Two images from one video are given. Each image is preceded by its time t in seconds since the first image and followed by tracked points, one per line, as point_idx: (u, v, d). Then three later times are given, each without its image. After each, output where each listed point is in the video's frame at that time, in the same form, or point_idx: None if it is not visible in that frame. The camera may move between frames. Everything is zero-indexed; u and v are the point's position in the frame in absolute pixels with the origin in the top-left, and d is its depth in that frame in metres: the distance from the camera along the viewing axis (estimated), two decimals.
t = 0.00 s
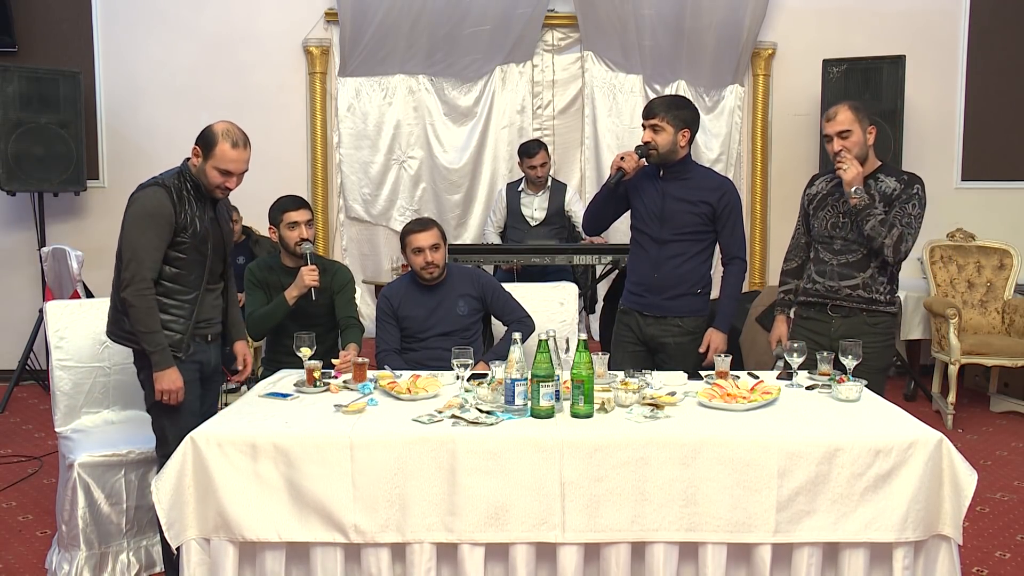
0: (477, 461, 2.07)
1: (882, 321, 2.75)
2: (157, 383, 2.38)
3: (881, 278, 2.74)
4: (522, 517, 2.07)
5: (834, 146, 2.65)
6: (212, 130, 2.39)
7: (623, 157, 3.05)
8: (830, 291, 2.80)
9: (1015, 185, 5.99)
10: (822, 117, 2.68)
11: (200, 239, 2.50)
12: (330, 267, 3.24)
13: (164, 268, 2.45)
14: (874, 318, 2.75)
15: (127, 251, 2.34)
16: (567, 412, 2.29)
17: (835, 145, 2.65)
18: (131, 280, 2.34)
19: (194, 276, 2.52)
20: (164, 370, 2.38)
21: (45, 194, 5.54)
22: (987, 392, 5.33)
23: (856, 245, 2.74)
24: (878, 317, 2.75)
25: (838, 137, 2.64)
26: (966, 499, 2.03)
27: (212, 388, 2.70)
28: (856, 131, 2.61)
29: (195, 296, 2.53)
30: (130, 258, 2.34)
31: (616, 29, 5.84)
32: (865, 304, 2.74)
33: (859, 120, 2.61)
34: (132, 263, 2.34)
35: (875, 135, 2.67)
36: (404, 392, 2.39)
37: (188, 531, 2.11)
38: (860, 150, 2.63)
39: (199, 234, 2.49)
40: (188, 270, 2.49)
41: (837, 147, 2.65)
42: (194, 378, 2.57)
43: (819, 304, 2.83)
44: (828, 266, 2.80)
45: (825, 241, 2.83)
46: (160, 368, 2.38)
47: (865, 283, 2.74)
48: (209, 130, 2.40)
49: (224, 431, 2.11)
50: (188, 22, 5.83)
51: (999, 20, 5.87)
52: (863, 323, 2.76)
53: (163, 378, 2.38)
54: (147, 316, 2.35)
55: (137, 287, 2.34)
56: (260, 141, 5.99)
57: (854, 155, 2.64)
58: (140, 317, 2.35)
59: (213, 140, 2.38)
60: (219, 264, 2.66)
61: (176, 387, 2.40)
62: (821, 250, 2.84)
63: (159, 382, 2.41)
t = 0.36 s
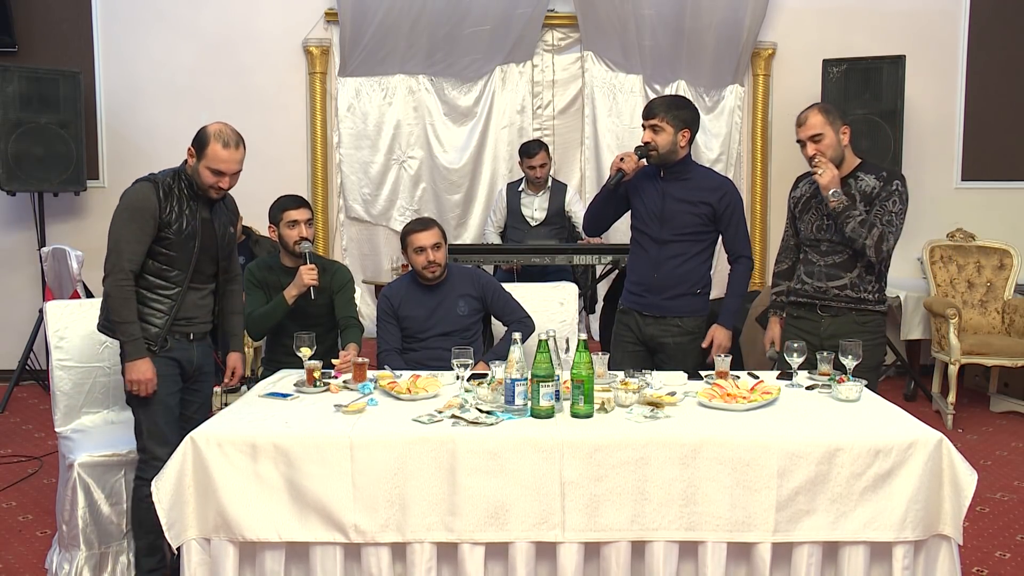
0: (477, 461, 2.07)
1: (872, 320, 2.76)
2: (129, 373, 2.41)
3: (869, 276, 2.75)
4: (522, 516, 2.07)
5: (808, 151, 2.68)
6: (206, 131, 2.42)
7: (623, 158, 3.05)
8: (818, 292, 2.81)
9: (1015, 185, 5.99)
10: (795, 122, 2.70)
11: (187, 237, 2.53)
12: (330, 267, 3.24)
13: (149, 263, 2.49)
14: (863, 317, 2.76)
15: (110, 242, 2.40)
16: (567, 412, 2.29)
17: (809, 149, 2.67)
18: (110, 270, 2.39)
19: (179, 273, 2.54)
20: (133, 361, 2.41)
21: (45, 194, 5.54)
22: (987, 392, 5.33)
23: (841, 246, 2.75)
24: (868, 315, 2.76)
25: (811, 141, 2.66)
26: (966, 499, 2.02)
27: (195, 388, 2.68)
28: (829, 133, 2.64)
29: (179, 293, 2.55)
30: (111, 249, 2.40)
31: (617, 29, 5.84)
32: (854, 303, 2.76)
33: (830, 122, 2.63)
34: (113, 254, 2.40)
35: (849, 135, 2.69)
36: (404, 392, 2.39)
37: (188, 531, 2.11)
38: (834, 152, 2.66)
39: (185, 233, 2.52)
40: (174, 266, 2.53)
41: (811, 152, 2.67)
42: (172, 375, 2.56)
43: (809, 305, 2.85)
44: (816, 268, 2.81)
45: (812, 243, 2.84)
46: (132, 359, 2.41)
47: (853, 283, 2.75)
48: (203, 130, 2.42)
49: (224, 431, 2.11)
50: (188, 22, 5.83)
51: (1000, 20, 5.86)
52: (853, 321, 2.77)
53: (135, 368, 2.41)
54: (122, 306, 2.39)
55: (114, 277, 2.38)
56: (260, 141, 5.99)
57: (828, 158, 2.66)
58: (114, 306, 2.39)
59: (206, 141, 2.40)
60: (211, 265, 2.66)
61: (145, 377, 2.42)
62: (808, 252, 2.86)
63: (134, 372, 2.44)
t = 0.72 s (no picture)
0: (477, 461, 2.07)
1: (857, 319, 2.80)
2: (128, 371, 2.41)
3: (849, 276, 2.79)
4: (523, 516, 2.07)
5: (771, 158, 2.74)
6: (184, 125, 2.43)
7: (622, 164, 3.04)
8: (802, 296, 2.84)
9: (1015, 184, 5.99)
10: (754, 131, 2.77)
11: (170, 234, 2.51)
12: (329, 267, 3.24)
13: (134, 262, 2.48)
14: (847, 317, 2.80)
15: (92, 243, 2.39)
16: (567, 412, 2.29)
17: (771, 157, 2.73)
18: (94, 271, 2.38)
19: (165, 271, 2.52)
20: (131, 358, 2.41)
21: (45, 193, 5.54)
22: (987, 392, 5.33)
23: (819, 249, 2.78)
24: (853, 314, 2.80)
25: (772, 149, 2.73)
26: (966, 500, 2.03)
27: (186, 391, 2.67)
28: (788, 138, 2.70)
29: (164, 291, 2.53)
30: (94, 250, 2.39)
31: (617, 29, 5.84)
32: (837, 304, 2.80)
33: (788, 129, 2.70)
34: (96, 255, 2.38)
35: (809, 139, 2.74)
36: (404, 392, 2.39)
37: (188, 531, 2.11)
38: (795, 158, 2.71)
39: (168, 230, 2.50)
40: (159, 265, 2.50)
41: (773, 160, 2.73)
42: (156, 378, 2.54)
43: (794, 308, 2.88)
44: (797, 272, 2.85)
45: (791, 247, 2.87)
46: (130, 356, 2.40)
47: (834, 284, 2.79)
48: (181, 125, 2.44)
49: (225, 431, 2.11)
50: (188, 22, 5.83)
51: (999, 20, 5.87)
52: (839, 322, 2.81)
53: (131, 366, 2.41)
54: (110, 305, 2.38)
55: (99, 278, 2.37)
56: (260, 141, 5.99)
57: (791, 164, 2.72)
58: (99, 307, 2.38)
59: (185, 135, 2.41)
60: (197, 263, 2.63)
61: (145, 374, 2.42)
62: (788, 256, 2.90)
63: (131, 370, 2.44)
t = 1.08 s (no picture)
0: (477, 461, 2.06)
1: (840, 320, 2.85)
2: (86, 374, 2.37)
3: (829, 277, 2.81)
4: (523, 516, 2.07)
5: (744, 162, 2.78)
6: (163, 125, 2.40)
7: (622, 162, 3.10)
8: (784, 302, 2.90)
9: (1015, 184, 5.99)
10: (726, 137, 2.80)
11: (138, 234, 2.47)
12: (330, 267, 3.24)
13: (102, 264, 2.46)
14: (830, 318, 2.85)
15: (57, 244, 2.38)
16: (567, 412, 2.29)
17: (744, 162, 2.77)
18: (58, 273, 2.36)
19: (134, 273, 2.48)
20: (89, 361, 2.37)
21: (45, 194, 5.54)
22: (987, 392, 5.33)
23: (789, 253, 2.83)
24: (835, 316, 2.85)
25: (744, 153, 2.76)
26: (966, 499, 2.03)
27: (166, 394, 2.64)
28: (759, 142, 2.73)
29: (130, 294, 2.49)
30: (58, 251, 2.37)
31: (617, 29, 5.84)
32: (819, 307, 2.84)
33: (759, 133, 2.72)
34: (60, 256, 2.37)
35: (781, 140, 2.78)
36: (404, 392, 2.39)
37: (188, 530, 2.11)
38: (766, 161, 2.75)
39: (134, 230, 2.46)
40: (127, 266, 2.47)
41: (745, 164, 2.77)
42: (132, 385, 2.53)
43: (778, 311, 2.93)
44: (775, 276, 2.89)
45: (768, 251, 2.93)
46: (89, 359, 2.37)
47: (813, 287, 2.82)
48: (161, 123, 2.41)
49: (225, 431, 2.11)
50: (188, 22, 5.83)
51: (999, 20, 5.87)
52: (823, 324, 2.86)
53: (90, 369, 2.37)
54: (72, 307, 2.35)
55: (62, 279, 2.35)
56: (260, 141, 5.99)
57: (763, 166, 2.76)
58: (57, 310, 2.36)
59: (167, 135, 2.39)
60: (168, 264, 2.57)
61: (102, 378, 2.38)
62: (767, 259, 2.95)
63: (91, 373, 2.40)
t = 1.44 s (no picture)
0: (477, 461, 2.07)
1: (832, 322, 2.86)
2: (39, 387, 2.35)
3: (816, 281, 2.84)
4: (523, 516, 2.07)
5: (727, 169, 2.79)
6: (143, 120, 2.40)
7: (622, 160, 3.10)
8: (774, 306, 2.94)
9: (1015, 184, 5.99)
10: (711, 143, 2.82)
11: (118, 237, 2.46)
12: (330, 267, 3.24)
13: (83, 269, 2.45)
14: (822, 321, 2.86)
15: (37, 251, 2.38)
16: (567, 412, 2.29)
17: (728, 169, 2.78)
18: (37, 280, 2.37)
19: (117, 276, 2.47)
20: (42, 377, 2.35)
21: (45, 194, 5.54)
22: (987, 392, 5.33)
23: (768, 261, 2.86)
24: (827, 318, 2.86)
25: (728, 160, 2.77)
26: (966, 499, 2.03)
27: (161, 397, 2.63)
28: (740, 149, 2.74)
29: (115, 297, 2.47)
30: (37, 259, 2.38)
31: (617, 29, 5.84)
32: (809, 310, 2.86)
33: (742, 141, 2.73)
34: (39, 264, 2.37)
35: (765, 149, 2.78)
36: (404, 392, 2.39)
37: (188, 530, 2.11)
38: (749, 169, 2.75)
39: (114, 233, 2.45)
40: (110, 269, 2.46)
41: (728, 171, 2.78)
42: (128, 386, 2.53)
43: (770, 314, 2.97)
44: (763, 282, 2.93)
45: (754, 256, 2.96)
46: (46, 371, 2.35)
47: (802, 292, 2.85)
48: (140, 119, 2.40)
49: (225, 431, 2.11)
50: (188, 22, 5.83)
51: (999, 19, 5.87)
52: (815, 327, 2.88)
53: (46, 382, 2.35)
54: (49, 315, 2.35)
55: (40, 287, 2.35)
56: (260, 141, 5.99)
57: (745, 175, 2.77)
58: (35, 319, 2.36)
59: (149, 130, 2.39)
60: (154, 265, 2.56)
61: (52, 394, 2.36)
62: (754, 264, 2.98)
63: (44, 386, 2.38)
